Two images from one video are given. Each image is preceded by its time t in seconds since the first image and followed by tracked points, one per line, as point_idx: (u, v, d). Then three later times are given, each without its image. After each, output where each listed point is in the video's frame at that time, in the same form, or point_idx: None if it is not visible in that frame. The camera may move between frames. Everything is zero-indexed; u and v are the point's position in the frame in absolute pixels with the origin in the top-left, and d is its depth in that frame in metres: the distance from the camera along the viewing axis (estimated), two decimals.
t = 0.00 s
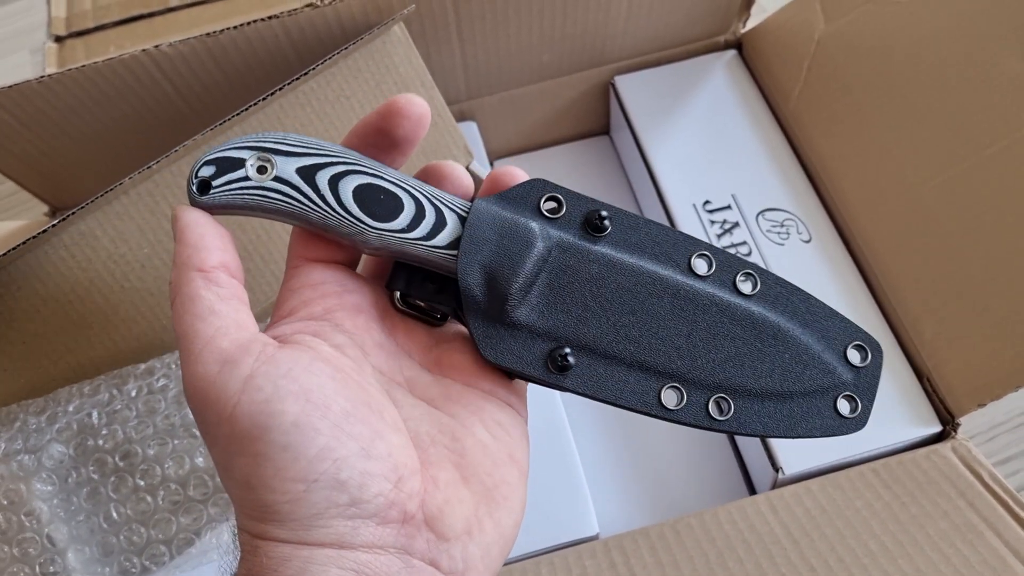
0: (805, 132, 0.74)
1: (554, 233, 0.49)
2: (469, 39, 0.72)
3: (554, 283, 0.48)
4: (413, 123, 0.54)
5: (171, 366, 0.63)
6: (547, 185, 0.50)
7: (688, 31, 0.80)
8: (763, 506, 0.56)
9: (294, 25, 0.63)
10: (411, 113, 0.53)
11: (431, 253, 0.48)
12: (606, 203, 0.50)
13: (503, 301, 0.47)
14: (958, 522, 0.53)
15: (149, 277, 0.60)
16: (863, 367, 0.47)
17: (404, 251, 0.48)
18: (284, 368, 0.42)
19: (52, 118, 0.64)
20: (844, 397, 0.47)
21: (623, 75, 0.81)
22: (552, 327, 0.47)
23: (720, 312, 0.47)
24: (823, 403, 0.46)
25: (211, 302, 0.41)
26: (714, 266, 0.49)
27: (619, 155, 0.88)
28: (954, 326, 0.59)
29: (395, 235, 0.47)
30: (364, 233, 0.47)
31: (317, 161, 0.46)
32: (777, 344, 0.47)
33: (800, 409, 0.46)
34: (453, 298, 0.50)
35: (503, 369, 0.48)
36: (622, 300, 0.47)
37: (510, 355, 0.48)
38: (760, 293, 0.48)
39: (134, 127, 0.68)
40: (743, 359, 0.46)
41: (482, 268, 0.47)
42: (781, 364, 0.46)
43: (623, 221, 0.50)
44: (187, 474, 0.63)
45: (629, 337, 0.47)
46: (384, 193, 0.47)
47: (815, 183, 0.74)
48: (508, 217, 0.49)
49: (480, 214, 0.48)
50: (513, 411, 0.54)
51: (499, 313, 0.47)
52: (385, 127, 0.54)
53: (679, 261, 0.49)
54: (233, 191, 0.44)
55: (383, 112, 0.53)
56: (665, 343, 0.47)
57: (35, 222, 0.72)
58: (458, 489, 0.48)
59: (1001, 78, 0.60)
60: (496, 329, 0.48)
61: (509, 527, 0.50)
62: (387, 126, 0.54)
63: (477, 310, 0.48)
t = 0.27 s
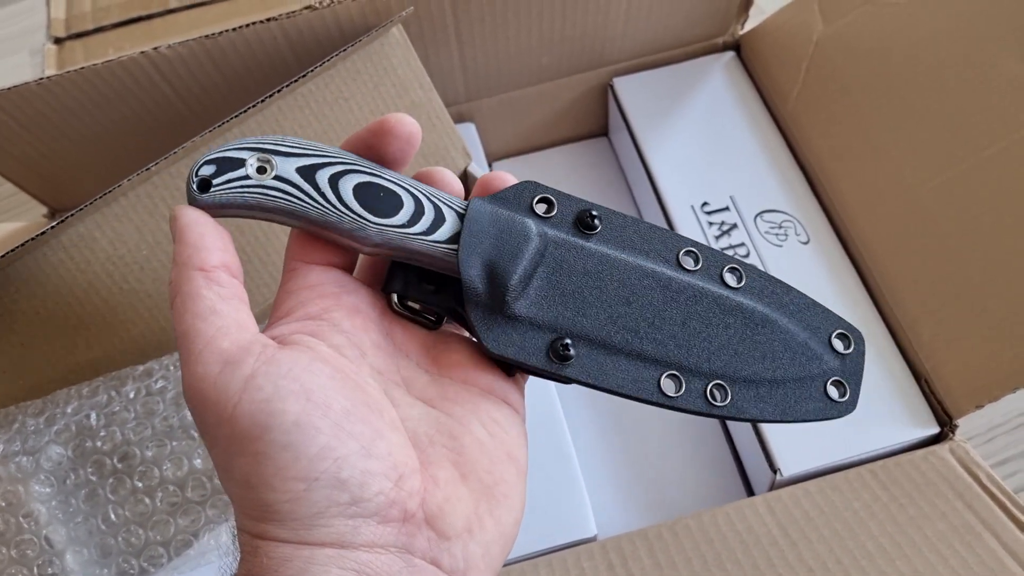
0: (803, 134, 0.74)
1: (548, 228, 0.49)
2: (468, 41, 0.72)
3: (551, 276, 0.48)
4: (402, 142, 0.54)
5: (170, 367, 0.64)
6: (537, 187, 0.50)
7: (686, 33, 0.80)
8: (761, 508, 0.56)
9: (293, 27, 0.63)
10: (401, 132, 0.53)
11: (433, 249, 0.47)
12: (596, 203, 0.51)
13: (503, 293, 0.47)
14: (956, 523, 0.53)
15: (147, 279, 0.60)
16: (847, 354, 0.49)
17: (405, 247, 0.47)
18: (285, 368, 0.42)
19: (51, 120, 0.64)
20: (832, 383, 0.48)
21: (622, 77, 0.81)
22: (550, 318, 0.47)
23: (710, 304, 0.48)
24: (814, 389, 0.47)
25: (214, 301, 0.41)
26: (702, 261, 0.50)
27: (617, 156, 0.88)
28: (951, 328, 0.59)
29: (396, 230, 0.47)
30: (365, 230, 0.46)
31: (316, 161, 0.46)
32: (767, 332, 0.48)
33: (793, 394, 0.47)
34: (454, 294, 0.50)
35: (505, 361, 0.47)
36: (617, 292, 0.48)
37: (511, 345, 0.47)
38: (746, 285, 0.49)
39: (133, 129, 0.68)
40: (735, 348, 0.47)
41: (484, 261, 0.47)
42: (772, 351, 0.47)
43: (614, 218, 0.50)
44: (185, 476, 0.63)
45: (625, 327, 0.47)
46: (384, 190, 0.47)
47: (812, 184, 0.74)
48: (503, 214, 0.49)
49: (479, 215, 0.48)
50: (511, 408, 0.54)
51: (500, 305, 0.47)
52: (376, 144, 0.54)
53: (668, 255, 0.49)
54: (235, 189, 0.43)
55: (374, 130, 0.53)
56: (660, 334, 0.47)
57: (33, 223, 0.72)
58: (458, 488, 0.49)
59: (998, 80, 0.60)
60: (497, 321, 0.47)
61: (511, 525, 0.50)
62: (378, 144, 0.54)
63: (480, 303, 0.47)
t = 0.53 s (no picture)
0: (801, 137, 0.74)
1: (558, 234, 0.49)
2: (465, 44, 0.72)
3: (561, 282, 0.48)
4: (410, 149, 0.54)
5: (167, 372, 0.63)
6: (547, 193, 0.51)
7: (684, 35, 0.80)
8: (759, 510, 0.55)
9: (289, 30, 0.63)
10: (408, 140, 0.53)
11: (439, 251, 0.47)
12: (607, 209, 0.51)
13: (509, 299, 0.47)
14: (954, 526, 0.53)
15: (144, 283, 0.60)
16: (866, 365, 0.48)
17: (410, 249, 0.47)
18: (309, 359, 0.42)
19: (47, 123, 0.64)
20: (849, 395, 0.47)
21: (619, 79, 0.81)
22: (558, 323, 0.47)
23: (723, 312, 0.48)
24: (829, 401, 0.47)
25: (262, 279, 0.41)
26: (714, 269, 0.50)
27: (615, 158, 0.88)
28: (949, 330, 0.59)
29: (404, 232, 0.47)
30: (372, 232, 0.46)
31: (325, 163, 0.46)
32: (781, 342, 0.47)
33: (808, 405, 0.46)
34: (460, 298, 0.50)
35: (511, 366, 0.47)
36: (627, 298, 0.48)
37: (516, 350, 0.47)
38: (760, 294, 0.49)
39: (130, 132, 0.68)
40: (748, 357, 0.47)
41: (490, 264, 0.47)
42: (786, 360, 0.47)
43: (624, 225, 0.50)
44: (182, 480, 0.63)
45: (635, 334, 0.47)
46: (392, 192, 0.47)
47: (810, 187, 0.74)
48: (512, 218, 0.49)
49: (488, 219, 0.48)
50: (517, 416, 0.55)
51: (507, 309, 0.47)
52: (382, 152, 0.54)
53: (680, 263, 0.49)
54: (242, 190, 0.44)
55: (382, 138, 0.53)
56: (670, 340, 0.47)
57: (31, 227, 0.72)
58: (459, 496, 0.49)
59: (995, 83, 0.60)
60: (503, 325, 0.47)
61: (512, 532, 0.50)
62: (384, 152, 0.54)
63: (486, 307, 0.47)
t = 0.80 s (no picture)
0: (799, 136, 0.74)
1: (565, 225, 0.49)
2: (463, 44, 0.71)
3: (563, 274, 0.48)
4: (417, 132, 0.54)
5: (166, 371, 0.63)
6: (557, 181, 0.50)
7: (682, 35, 0.80)
8: (758, 512, 0.55)
9: (287, 30, 0.63)
10: (414, 121, 0.53)
11: (442, 237, 0.47)
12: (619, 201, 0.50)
13: (512, 289, 0.47)
14: (953, 527, 0.53)
15: (141, 284, 0.60)
16: (883, 372, 0.47)
17: (413, 233, 0.47)
18: (340, 347, 0.42)
19: (44, 124, 0.63)
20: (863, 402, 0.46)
21: (617, 79, 0.81)
22: (559, 315, 0.47)
23: (733, 310, 0.47)
24: (841, 407, 0.46)
25: (317, 266, 0.42)
26: (727, 266, 0.49)
27: (614, 158, 0.88)
28: (947, 330, 0.59)
29: (405, 216, 0.47)
30: (374, 214, 0.46)
31: (329, 144, 0.46)
32: (793, 345, 0.47)
33: (816, 411, 0.46)
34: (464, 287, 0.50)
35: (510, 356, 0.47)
36: (634, 291, 0.47)
37: (517, 341, 0.47)
38: (774, 294, 0.48)
39: (128, 132, 0.68)
40: (757, 358, 0.46)
41: (491, 253, 0.47)
42: (797, 364, 0.46)
43: (636, 217, 0.49)
44: (180, 482, 0.62)
45: (639, 329, 0.47)
46: (396, 175, 0.47)
47: (809, 187, 0.74)
48: (519, 207, 0.48)
49: (488, 208, 0.48)
50: (519, 414, 0.55)
51: (507, 299, 0.47)
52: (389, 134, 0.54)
53: (692, 258, 0.49)
54: (246, 168, 0.44)
55: (390, 121, 0.54)
56: (676, 336, 0.47)
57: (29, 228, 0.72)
58: (461, 497, 0.48)
59: (994, 83, 0.60)
60: (502, 315, 0.47)
61: (509, 535, 0.50)
62: (391, 134, 0.54)
63: (486, 296, 0.47)
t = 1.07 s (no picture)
0: (799, 137, 0.74)
1: (570, 229, 0.49)
2: (463, 44, 0.71)
3: (565, 275, 0.48)
4: (428, 120, 0.56)
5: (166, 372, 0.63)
6: (565, 186, 0.51)
7: (682, 35, 0.80)
8: (757, 513, 0.56)
9: (287, 31, 0.63)
10: (426, 108, 0.56)
11: (447, 233, 0.48)
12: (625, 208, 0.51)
13: (513, 290, 0.47)
14: (953, 528, 0.53)
15: (141, 285, 0.60)
16: (886, 392, 0.46)
17: (419, 228, 0.48)
18: (351, 352, 0.41)
19: (43, 123, 0.63)
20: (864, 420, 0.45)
21: (617, 79, 0.81)
22: (560, 316, 0.47)
23: (735, 320, 0.47)
24: (842, 423, 0.45)
25: (339, 274, 0.43)
26: (732, 276, 0.49)
27: (613, 158, 0.88)
28: (946, 330, 0.59)
29: (412, 210, 0.47)
30: (381, 208, 0.47)
31: (343, 139, 0.48)
32: (795, 359, 0.46)
33: (816, 426, 0.45)
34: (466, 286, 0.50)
35: (508, 355, 0.47)
36: (636, 296, 0.47)
37: (516, 339, 0.47)
38: (778, 308, 0.48)
39: (128, 132, 0.68)
40: (757, 369, 0.46)
41: (493, 249, 0.48)
42: (798, 378, 0.45)
43: (640, 226, 0.50)
44: (179, 483, 0.62)
45: (639, 333, 0.46)
46: (406, 171, 0.48)
47: (809, 187, 0.74)
48: (525, 208, 0.49)
49: (497, 201, 0.49)
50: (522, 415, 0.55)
51: (507, 297, 0.47)
52: (403, 124, 0.56)
53: (696, 268, 0.49)
54: (259, 157, 0.46)
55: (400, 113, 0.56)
56: (676, 342, 0.46)
57: (29, 229, 0.72)
58: (464, 502, 0.49)
59: (993, 84, 0.60)
60: (502, 313, 0.47)
61: (514, 540, 0.50)
62: (405, 123, 0.56)
63: (485, 292, 0.48)
